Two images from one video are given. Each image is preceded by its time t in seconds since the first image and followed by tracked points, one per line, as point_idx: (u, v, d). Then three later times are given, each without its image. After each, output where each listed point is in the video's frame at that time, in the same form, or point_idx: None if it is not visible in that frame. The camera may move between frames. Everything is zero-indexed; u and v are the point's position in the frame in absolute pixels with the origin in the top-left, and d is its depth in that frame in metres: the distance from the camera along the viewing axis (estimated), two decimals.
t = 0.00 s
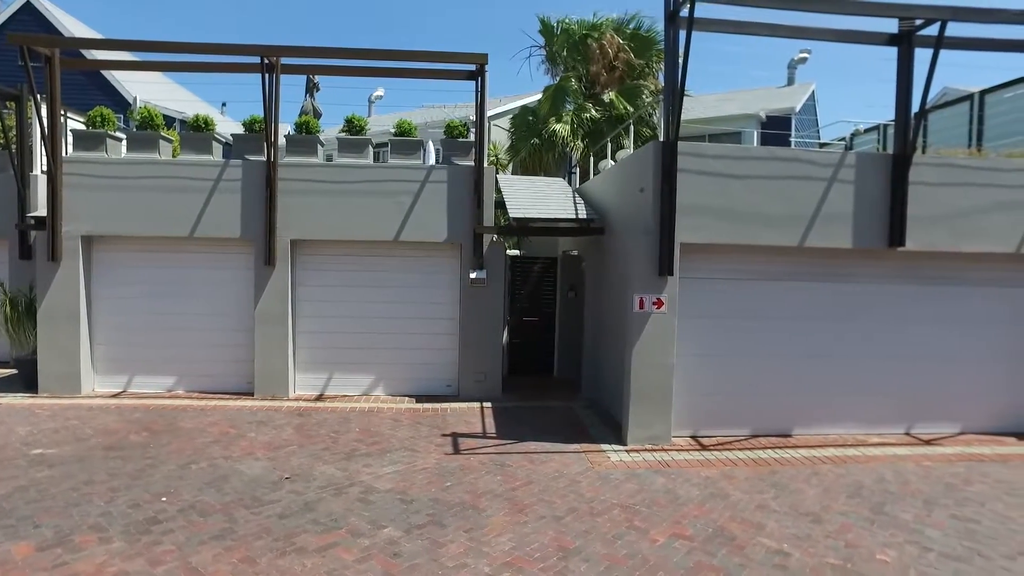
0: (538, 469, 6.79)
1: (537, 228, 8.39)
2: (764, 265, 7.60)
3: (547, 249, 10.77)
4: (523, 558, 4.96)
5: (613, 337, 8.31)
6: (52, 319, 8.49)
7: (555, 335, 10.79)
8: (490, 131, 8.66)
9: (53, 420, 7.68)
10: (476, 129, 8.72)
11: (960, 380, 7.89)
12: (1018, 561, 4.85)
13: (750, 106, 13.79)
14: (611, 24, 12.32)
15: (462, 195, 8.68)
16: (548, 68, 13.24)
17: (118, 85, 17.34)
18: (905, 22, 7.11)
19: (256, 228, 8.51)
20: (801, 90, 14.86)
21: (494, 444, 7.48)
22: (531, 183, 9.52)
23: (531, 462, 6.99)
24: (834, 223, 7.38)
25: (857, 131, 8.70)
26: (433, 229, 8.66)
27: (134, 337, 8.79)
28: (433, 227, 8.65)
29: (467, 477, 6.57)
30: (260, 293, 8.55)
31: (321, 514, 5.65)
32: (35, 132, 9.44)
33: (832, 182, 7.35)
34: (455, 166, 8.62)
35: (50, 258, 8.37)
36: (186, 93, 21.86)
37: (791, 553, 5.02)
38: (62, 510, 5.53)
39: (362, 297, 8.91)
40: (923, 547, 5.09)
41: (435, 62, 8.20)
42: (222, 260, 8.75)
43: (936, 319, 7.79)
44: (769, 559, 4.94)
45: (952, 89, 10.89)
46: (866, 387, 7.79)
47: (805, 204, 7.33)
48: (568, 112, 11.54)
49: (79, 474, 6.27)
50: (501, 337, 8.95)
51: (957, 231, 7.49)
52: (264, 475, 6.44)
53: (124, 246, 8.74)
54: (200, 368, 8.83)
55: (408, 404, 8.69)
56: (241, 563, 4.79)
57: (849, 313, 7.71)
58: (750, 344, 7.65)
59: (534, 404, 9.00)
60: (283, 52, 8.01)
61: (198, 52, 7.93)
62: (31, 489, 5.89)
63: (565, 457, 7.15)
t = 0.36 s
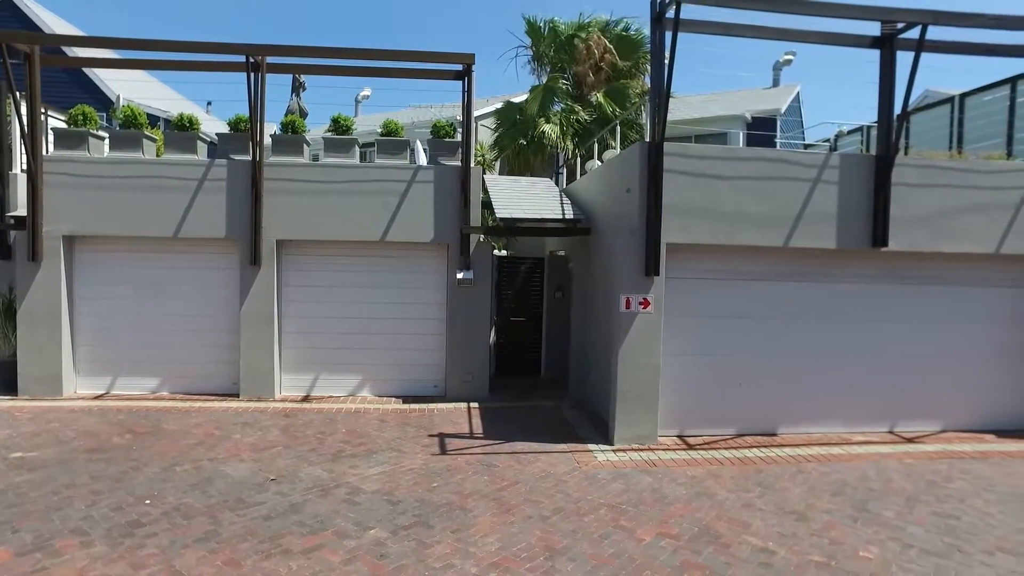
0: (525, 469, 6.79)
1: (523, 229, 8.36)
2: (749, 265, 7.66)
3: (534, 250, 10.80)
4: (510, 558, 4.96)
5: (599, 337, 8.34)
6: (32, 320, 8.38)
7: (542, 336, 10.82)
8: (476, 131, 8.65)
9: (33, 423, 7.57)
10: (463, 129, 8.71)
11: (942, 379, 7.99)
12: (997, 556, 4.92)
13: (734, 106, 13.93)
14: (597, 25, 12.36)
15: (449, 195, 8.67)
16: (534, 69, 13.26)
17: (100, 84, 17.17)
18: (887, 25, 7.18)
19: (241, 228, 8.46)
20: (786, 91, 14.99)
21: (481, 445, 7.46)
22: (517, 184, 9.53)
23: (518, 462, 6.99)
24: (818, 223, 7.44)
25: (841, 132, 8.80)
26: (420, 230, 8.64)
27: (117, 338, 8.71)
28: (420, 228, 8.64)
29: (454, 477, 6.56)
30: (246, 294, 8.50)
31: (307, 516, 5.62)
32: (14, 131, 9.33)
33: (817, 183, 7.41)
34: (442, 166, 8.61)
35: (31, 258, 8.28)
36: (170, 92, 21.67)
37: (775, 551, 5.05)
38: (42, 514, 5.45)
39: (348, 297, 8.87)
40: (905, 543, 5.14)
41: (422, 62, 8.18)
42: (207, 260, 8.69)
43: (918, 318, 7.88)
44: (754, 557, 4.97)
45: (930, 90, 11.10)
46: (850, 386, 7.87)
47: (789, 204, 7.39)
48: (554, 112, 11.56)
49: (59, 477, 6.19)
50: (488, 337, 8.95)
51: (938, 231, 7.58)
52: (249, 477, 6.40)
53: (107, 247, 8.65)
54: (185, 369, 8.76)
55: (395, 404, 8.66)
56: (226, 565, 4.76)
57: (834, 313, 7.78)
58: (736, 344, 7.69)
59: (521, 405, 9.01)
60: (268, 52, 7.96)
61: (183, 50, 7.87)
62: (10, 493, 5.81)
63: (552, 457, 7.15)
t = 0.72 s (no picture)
0: (512, 470, 6.79)
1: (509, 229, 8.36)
2: (734, 264, 7.71)
3: (520, 250, 10.80)
4: (497, 558, 4.96)
5: (586, 337, 8.36)
6: (11, 321, 8.27)
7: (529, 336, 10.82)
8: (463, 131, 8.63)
9: (13, 425, 7.47)
10: (449, 129, 8.71)
11: (924, 377, 8.08)
12: (976, 551, 4.99)
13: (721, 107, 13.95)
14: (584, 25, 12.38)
15: (435, 196, 8.66)
16: (521, 69, 13.26)
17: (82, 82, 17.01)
18: (869, 28, 7.26)
19: (225, 228, 8.40)
20: (772, 93, 15.03)
21: (467, 445, 7.45)
22: (503, 184, 9.54)
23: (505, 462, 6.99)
24: (803, 224, 7.50)
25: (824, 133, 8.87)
26: (406, 230, 8.62)
27: (99, 340, 8.61)
28: (407, 228, 8.62)
29: (440, 478, 6.54)
30: (231, 294, 8.44)
31: (292, 517, 5.59)
32: None
33: (801, 183, 7.47)
34: (428, 166, 8.59)
35: (10, 258, 8.17)
36: (154, 91, 21.48)
37: (760, 548, 5.09)
38: (22, 517, 5.38)
39: (333, 298, 8.83)
40: (887, 540, 5.19)
41: (408, 62, 8.16)
42: (191, 261, 8.62)
43: (901, 318, 7.97)
44: (739, 555, 5.00)
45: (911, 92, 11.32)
46: (834, 385, 7.94)
47: (774, 205, 7.44)
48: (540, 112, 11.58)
49: (40, 481, 6.10)
50: (474, 337, 8.95)
51: (920, 231, 7.67)
52: (234, 479, 6.35)
53: (88, 247, 8.56)
54: (169, 371, 8.68)
55: (381, 405, 8.64)
56: (210, 568, 4.72)
57: (818, 313, 7.85)
58: (722, 343, 7.74)
59: (508, 404, 9.02)
60: (252, 50, 7.91)
61: (166, 48, 7.80)
62: None
63: (538, 457, 7.16)
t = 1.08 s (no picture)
0: (499, 470, 6.78)
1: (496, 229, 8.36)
2: (720, 264, 7.75)
3: (507, 249, 10.80)
4: (484, 559, 4.96)
5: (572, 337, 8.37)
6: None
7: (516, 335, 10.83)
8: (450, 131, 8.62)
9: None
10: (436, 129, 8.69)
11: (907, 376, 8.16)
12: (957, 546, 5.05)
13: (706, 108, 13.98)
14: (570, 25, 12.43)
15: (422, 196, 8.65)
16: (507, 69, 13.29)
17: (63, 80, 16.88)
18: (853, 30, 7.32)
19: (210, 228, 8.34)
20: (757, 94, 15.13)
21: (454, 445, 7.44)
22: (490, 184, 9.54)
23: (492, 462, 6.98)
24: (788, 224, 7.56)
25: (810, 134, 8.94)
26: (393, 230, 8.60)
27: (80, 341, 8.52)
28: (393, 228, 8.60)
29: (427, 478, 6.53)
30: (216, 295, 8.38)
31: (278, 519, 5.55)
32: None
33: (786, 183, 7.53)
34: (414, 166, 8.57)
35: None
36: (138, 89, 21.28)
37: (746, 546, 5.12)
38: (2, 522, 5.30)
39: (319, 298, 8.79)
40: (870, 537, 5.24)
41: (395, 61, 8.14)
42: (176, 261, 8.55)
43: (885, 317, 8.04)
44: (725, 553, 5.03)
45: (894, 94, 11.47)
46: (819, 384, 8.00)
47: (759, 205, 7.49)
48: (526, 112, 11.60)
49: (20, 484, 6.02)
50: (461, 337, 8.94)
51: (903, 231, 7.75)
52: (219, 481, 6.30)
53: (69, 247, 8.46)
54: (153, 372, 8.61)
55: (368, 405, 8.60)
56: (194, 571, 4.68)
57: (803, 313, 7.91)
58: (708, 342, 7.78)
59: (496, 405, 9.02)
60: (237, 48, 7.86)
61: (150, 46, 7.73)
62: None
63: (526, 457, 7.16)
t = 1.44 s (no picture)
0: (485, 470, 6.78)
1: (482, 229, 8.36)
2: (705, 264, 7.79)
3: (493, 249, 10.80)
4: (470, 559, 4.95)
5: (559, 337, 8.38)
6: None
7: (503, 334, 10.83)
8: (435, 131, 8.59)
9: None
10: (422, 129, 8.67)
11: (890, 374, 8.25)
12: (937, 542, 5.11)
13: (692, 108, 14.13)
14: (555, 26, 12.46)
15: (408, 196, 8.63)
16: (494, 70, 13.30)
17: (43, 77, 16.69)
18: (836, 33, 7.39)
19: (194, 228, 8.27)
20: (742, 95, 15.23)
21: (440, 446, 7.42)
22: (476, 184, 9.55)
23: (478, 463, 6.97)
24: (772, 224, 7.61)
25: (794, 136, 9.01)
26: (379, 230, 8.57)
27: (61, 342, 8.42)
28: (379, 228, 8.57)
29: (413, 479, 6.51)
30: (199, 297, 8.31)
31: (262, 521, 5.52)
32: None
33: (770, 184, 7.58)
34: (400, 166, 8.55)
35: None
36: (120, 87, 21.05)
37: (730, 545, 5.15)
38: None
39: (304, 298, 8.75)
40: (853, 534, 5.29)
41: (381, 61, 8.12)
42: (159, 261, 8.48)
43: (868, 316, 8.13)
44: (710, 552, 5.06)
45: (876, 95, 11.58)
46: (803, 383, 8.07)
47: (743, 205, 7.54)
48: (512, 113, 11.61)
49: None
50: (448, 337, 8.93)
51: (884, 231, 7.83)
52: (202, 483, 6.25)
53: (50, 247, 8.36)
54: (135, 373, 8.52)
55: (354, 406, 8.57)
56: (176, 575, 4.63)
57: (787, 312, 7.97)
58: (693, 342, 7.82)
59: (482, 405, 9.02)
60: (221, 47, 7.81)
61: (132, 44, 7.66)
62: None
63: (512, 457, 7.16)
